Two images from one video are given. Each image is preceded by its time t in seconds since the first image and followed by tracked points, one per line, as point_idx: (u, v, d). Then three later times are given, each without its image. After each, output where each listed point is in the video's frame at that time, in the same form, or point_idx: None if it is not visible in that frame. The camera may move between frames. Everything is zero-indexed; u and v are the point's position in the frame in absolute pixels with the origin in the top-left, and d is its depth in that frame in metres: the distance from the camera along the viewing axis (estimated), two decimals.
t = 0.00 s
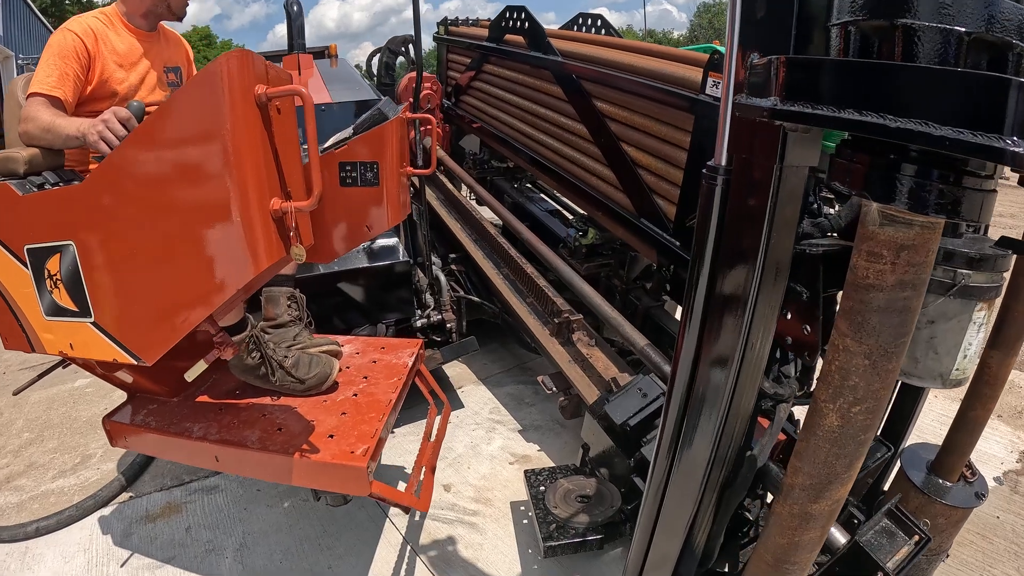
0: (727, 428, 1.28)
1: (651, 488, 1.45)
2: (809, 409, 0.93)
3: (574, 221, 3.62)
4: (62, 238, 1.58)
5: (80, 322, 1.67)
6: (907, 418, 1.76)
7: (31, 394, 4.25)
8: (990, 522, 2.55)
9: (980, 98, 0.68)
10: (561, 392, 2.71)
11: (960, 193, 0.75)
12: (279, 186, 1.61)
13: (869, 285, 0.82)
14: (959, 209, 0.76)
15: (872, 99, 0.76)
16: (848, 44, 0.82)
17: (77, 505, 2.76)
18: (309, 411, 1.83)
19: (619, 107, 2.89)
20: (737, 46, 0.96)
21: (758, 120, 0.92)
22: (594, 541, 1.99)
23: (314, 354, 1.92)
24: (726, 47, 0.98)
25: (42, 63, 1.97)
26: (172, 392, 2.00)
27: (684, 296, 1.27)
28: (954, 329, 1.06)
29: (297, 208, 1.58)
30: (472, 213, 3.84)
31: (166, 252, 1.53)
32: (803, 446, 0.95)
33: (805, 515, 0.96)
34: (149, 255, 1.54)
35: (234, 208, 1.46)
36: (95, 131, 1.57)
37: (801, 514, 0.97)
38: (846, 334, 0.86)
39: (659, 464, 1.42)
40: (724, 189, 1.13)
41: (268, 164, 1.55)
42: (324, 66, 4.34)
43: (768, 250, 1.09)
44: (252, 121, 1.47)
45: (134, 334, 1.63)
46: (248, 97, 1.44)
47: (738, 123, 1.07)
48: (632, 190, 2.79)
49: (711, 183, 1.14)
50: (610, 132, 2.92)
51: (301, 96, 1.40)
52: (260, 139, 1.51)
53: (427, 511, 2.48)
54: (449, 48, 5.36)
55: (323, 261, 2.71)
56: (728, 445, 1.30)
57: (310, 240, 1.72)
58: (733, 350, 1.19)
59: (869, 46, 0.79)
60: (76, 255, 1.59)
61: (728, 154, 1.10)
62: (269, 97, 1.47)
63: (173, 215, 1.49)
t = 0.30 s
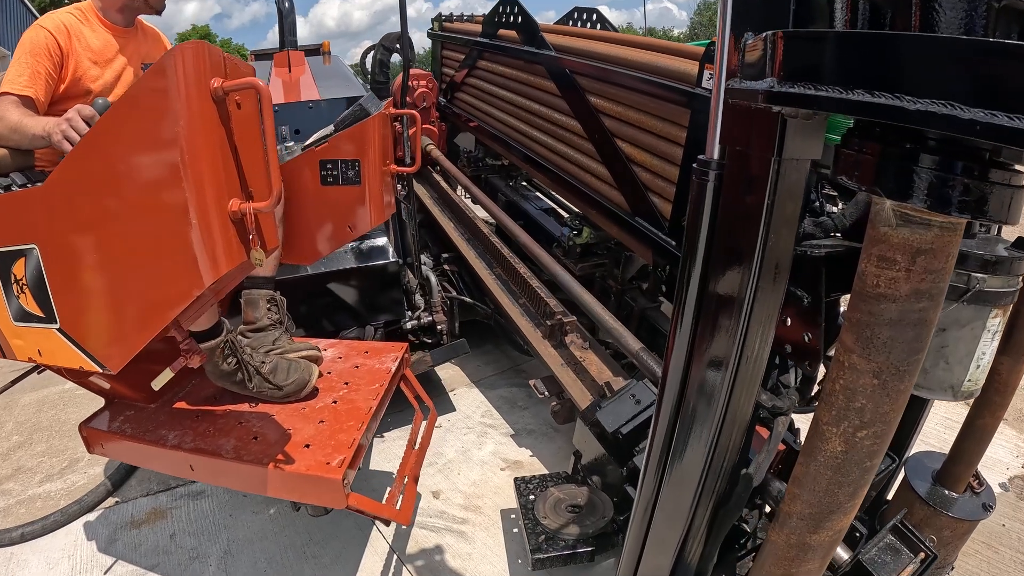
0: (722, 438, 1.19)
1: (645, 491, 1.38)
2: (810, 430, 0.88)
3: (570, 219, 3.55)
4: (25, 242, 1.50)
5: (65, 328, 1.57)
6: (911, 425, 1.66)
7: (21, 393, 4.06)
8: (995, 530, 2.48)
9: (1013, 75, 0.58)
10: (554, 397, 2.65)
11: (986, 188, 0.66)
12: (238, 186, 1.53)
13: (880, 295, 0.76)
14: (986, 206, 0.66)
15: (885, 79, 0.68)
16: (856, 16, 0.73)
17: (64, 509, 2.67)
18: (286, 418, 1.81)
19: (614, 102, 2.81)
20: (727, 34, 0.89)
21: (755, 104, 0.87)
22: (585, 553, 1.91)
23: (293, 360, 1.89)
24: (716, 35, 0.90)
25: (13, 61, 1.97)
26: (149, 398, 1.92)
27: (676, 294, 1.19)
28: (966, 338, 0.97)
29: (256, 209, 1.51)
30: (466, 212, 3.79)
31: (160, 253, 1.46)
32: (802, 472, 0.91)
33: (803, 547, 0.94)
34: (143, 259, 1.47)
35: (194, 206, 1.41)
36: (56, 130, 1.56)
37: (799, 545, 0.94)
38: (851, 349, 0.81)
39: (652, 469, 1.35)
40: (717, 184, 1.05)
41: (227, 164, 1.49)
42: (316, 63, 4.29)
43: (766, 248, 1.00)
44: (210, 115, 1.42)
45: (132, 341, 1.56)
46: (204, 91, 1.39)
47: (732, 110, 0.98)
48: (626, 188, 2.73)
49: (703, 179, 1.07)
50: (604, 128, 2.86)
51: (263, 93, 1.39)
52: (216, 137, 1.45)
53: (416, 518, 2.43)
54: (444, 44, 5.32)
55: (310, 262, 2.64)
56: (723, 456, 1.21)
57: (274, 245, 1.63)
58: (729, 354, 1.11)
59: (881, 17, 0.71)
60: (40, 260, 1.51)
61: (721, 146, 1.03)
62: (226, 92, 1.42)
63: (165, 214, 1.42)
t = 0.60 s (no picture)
0: (717, 442, 1.15)
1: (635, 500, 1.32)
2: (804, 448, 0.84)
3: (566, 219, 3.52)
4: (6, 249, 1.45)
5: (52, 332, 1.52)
6: (910, 429, 1.63)
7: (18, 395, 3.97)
8: (997, 534, 2.45)
9: None
10: (549, 400, 2.62)
11: (994, 193, 0.59)
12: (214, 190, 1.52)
13: (879, 306, 0.71)
14: (993, 214, 0.60)
15: (883, 75, 0.61)
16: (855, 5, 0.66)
17: (56, 513, 2.64)
18: (274, 425, 1.80)
19: (610, 101, 2.78)
20: (718, 26, 0.86)
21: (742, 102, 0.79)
22: (579, 560, 1.88)
23: (281, 364, 1.88)
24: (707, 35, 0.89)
25: None
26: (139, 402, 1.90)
27: (668, 291, 1.15)
28: (969, 345, 0.94)
29: (235, 215, 1.51)
30: (462, 213, 3.78)
31: (156, 256, 1.47)
32: (793, 489, 0.88)
33: (796, 565, 0.92)
34: (138, 262, 1.47)
35: (175, 211, 1.43)
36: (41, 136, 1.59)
37: (791, 564, 0.92)
38: (847, 364, 0.76)
39: (642, 475, 1.29)
40: (707, 187, 1.02)
41: (205, 171, 1.48)
42: (311, 62, 4.27)
43: (758, 249, 0.97)
44: (184, 120, 1.41)
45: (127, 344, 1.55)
46: (179, 96, 1.38)
47: (722, 111, 0.94)
48: (622, 189, 2.70)
49: (693, 182, 1.04)
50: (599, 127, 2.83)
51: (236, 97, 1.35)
52: (193, 141, 1.45)
53: (409, 523, 2.41)
54: (441, 43, 5.29)
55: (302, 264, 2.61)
56: (718, 461, 1.17)
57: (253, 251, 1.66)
58: (722, 356, 1.07)
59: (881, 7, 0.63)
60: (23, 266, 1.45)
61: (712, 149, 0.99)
62: (201, 95, 1.40)
63: (162, 217, 1.43)
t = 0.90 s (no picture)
0: (713, 451, 1.12)
1: (632, 507, 1.30)
2: (793, 474, 0.88)
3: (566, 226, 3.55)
4: (14, 269, 1.52)
5: (58, 332, 1.55)
6: (904, 440, 1.66)
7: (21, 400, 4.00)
8: (992, 540, 2.49)
9: (1014, 134, 0.49)
10: (549, 407, 2.65)
11: (975, 248, 0.62)
12: (220, 217, 1.58)
13: (863, 346, 0.74)
14: (973, 266, 0.62)
15: (872, 132, 0.60)
16: (846, 55, 0.65)
17: (62, 519, 2.67)
18: (279, 437, 1.84)
19: (609, 110, 2.80)
20: (717, 41, 0.85)
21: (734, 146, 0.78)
22: (577, 567, 1.91)
23: (285, 377, 1.92)
24: (706, 43, 0.87)
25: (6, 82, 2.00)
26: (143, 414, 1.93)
27: (666, 300, 1.11)
28: (959, 366, 0.96)
29: (238, 240, 1.55)
30: (462, 219, 3.81)
31: (155, 259, 1.48)
32: (782, 512, 0.91)
33: None
34: (138, 264, 1.48)
35: (177, 230, 1.46)
36: (46, 156, 1.64)
37: None
38: (833, 398, 0.79)
39: (640, 484, 1.27)
40: (702, 218, 1.00)
41: (206, 189, 1.52)
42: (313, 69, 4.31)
43: (758, 254, 0.92)
44: (187, 145, 1.44)
45: (127, 345, 1.56)
46: (181, 123, 1.41)
47: (717, 148, 0.92)
48: (622, 197, 2.72)
49: (687, 214, 1.01)
50: (599, 136, 2.86)
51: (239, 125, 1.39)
52: (195, 163, 1.47)
53: (411, 529, 2.45)
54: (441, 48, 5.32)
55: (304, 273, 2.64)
56: (714, 470, 1.14)
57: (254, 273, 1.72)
58: (719, 363, 1.03)
59: (873, 60, 0.62)
60: (29, 286, 1.52)
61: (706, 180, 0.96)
62: (203, 123, 1.44)
63: (166, 229, 1.44)
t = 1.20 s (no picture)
0: (711, 454, 1.12)
1: (630, 509, 1.30)
2: (789, 478, 0.88)
3: (566, 226, 3.55)
4: (14, 272, 1.53)
5: (58, 333, 1.56)
6: (902, 441, 1.66)
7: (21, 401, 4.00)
8: (992, 540, 2.49)
9: (1010, 141, 0.49)
10: (549, 407, 2.65)
11: (971, 256, 0.62)
12: (218, 220, 1.57)
13: (860, 351, 0.74)
14: (969, 273, 0.62)
15: (868, 138, 0.60)
16: (842, 62, 0.65)
17: (63, 521, 2.67)
18: (279, 439, 1.84)
19: (608, 111, 2.80)
20: (713, 40, 0.84)
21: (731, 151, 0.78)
22: (577, 567, 1.91)
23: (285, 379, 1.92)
24: (703, 44, 0.86)
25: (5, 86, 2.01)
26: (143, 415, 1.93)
27: (664, 301, 1.11)
28: (958, 369, 0.96)
29: (236, 244, 1.54)
30: (462, 219, 3.81)
31: (153, 259, 1.48)
32: (778, 516, 0.91)
33: None
34: (137, 264, 1.48)
35: (175, 233, 1.45)
36: (45, 160, 1.64)
37: None
38: (830, 402, 0.80)
39: (638, 486, 1.27)
40: (698, 222, 1.00)
41: (203, 191, 1.51)
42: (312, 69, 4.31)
43: (755, 255, 0.92)
44: (186, 148, 1.44)
45: (126, 345, 1.56)
46: (180, 126, 1.41)
47: (713, 152, 0.92)
48: (622, 198, 2.72)
49: (684, 218, 1.01)
50: (598, 136, 2.86)
51: (236, 128, 1.39)
52: (194, 166, 1.47)
53: (411, 530, 2.45)
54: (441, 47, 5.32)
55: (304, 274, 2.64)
56: (712, 472, 1.15)
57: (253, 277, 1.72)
58: (716, 365, 1.03)
59: (869, 67, 0.63)
60: (29, 288, 1.54)
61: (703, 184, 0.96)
62: (201, 127, 1.44)
63: (164, 232, 1.44)
